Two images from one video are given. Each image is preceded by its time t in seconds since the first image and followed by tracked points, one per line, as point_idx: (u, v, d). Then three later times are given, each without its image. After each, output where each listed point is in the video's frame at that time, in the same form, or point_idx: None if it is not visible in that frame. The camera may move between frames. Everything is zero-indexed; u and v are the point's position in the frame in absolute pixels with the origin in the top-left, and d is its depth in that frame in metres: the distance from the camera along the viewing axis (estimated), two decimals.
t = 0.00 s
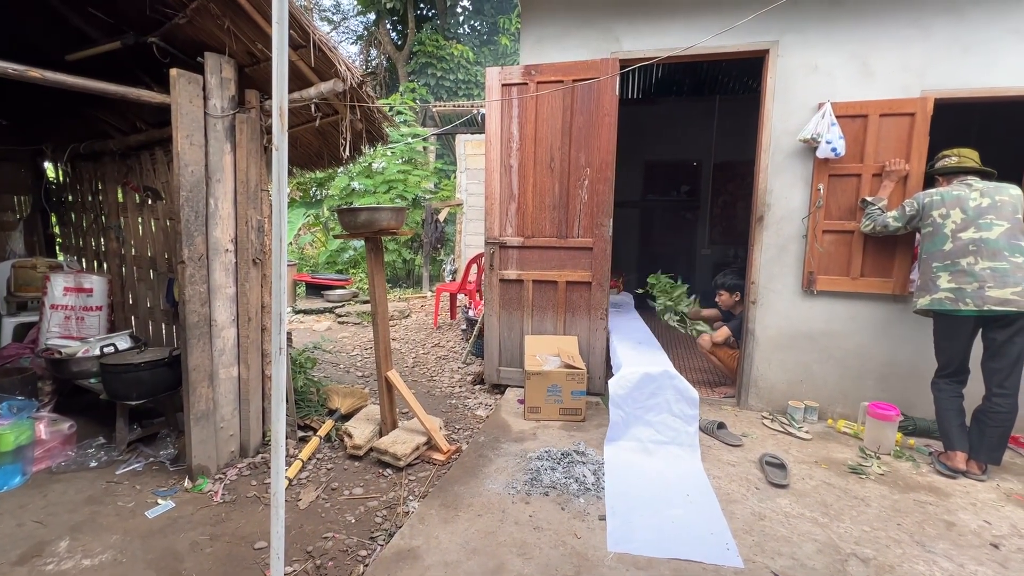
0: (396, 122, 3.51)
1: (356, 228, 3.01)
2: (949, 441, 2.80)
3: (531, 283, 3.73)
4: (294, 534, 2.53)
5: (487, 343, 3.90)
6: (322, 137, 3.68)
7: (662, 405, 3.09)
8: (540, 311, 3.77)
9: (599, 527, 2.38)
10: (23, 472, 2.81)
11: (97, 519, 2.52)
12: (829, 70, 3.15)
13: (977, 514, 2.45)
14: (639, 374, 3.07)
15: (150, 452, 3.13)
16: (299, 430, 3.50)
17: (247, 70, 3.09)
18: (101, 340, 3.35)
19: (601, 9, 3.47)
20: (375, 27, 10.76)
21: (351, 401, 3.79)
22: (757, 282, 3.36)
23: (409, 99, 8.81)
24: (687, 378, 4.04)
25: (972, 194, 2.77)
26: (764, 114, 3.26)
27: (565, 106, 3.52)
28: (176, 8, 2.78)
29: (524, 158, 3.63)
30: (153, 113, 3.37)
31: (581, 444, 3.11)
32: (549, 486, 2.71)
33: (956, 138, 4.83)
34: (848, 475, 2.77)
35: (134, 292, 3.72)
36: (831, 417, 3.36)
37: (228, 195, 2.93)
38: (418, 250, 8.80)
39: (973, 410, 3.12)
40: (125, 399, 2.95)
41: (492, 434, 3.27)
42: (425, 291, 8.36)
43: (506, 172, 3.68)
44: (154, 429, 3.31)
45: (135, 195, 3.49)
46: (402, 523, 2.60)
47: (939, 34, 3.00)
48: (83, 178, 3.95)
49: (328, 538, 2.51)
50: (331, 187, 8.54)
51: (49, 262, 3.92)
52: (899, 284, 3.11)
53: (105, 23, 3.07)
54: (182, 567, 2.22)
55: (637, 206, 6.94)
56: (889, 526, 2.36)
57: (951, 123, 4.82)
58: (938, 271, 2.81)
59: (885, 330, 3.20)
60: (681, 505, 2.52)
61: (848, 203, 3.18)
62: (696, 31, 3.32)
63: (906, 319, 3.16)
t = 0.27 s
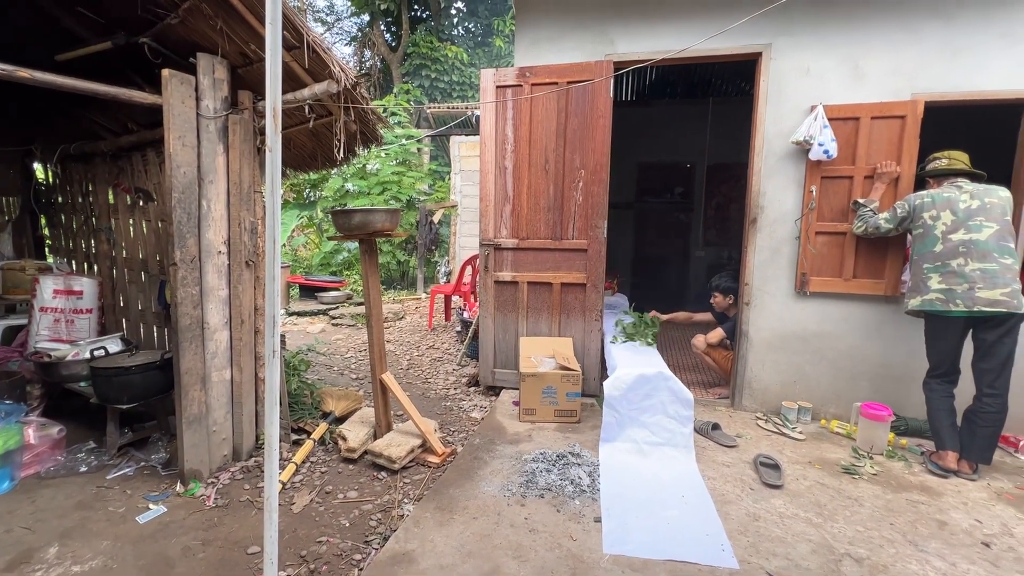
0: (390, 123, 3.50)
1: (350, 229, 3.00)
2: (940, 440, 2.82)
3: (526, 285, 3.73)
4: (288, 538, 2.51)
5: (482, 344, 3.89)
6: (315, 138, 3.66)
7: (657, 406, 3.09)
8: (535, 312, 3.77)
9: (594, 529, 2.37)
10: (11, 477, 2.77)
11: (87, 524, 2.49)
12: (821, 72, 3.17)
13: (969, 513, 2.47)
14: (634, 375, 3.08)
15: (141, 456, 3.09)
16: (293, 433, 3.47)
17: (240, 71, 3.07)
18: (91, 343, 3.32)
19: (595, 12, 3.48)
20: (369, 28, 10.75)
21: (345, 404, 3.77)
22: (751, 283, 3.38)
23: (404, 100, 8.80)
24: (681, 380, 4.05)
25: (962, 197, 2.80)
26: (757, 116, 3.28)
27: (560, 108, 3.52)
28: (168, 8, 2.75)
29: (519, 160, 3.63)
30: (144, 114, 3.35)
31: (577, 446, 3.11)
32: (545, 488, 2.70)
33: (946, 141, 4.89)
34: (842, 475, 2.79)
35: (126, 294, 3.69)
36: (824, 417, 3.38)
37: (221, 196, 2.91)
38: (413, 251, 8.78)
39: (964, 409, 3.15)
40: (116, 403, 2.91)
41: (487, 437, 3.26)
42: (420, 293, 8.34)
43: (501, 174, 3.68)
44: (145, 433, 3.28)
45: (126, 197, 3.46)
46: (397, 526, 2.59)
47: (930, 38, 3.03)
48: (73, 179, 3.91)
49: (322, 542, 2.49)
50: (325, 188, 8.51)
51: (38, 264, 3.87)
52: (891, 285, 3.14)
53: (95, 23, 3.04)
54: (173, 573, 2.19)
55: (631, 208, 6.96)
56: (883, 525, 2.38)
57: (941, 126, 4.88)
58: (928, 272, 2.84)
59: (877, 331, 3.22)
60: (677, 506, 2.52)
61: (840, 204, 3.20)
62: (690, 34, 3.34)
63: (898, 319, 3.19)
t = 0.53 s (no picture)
0: (380, 125, 3.49)
1: (340, 231, 2.98)
2: (925, 439, 2.86)
3: (517, 287, 3.73)
4: (277, 544, 2.48)
5: (474, 347, 3.89)
6: (305, 140, 3.64)
7: (648, 407, 3.10)
8: (527, 315, 3.77)
9: (586, 531, 2.37)
10: None
11: (71, 533, 2.44)
12: (807, 76, 3.21)
13: (954, 510, 2.50)
14: (626, 376, 3.09)
15: (127, 462, 3.04)
16: (282, 438, 3.44)
17: (228, 72, 3.04)
18: (75, 348, 3.26)
19: (585, 15, 3.49)
20: (358, 30, 10.70)
21: (335, 407, 3.74)
22: (740, 284, 3.41)
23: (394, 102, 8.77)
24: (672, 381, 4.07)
25: (945, 199, 2.85)
26: (745, 120, 3.31)
27: (550, 110, 3.53)
28: (154, 8, 2.72)
29: (510, 162, 3.64)
30: (130, 115, 3.31)
31: (568, 448, 3.11)
32: (537, 490, 2.70)
33: (929, 144, 4.97)
34: (830, 474, 2.82)
35: (110, 298, 3.63)
36: (813, 417, 3.42)
37: (208, 198, 2.88)
38: (403, 254, 8.74)
39: (949, 408, 3.20)
40: (100, 409, 2.86)
41: (479, 439, 3.25)
42: (410, 295, 8.30)
43: (492, 176, 3.68)
44: (131, 439, 3.23)
45: (111, 199, 3.41)
46: (388, 530, 2.57)
47: (913, 43, 3.08)
48: (56, 181, 3.85)
49: (312, 547, 2.46)
50: (314, 191, 8.44)
51: (19, 268, 3.80)
52: (877, 286, 3.18)
53: (78, 22, 3.02)
54: None
55: (621, 210, 6.99)
56: (870, 523, 2.40)
57: (924, 129, 4.96)
58: (913, 273, 2.88)
59: (864, 331, 3.27)
60: (668, 507, 2.53)
61: (827, 207, 3.24)
62: (679, 38, 3.37)
63: (884, 320, 3.23)
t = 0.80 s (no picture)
0: (370, 127, 3.47)
1: (329, 233, 2.96)
2: (911, 437, 2.91)
3: (508, 288, 3.73)
4: (266, 550, 2.45)
5: (465, 349, 3.88)
6: (293, 141, 3.61)
7: (639, 408, 3.12)
8: (518, 316, 3.77)
9: (578, 532, 2.38)
10: None
11: (54, 541, 2.39)
12: (794, 80, 3.25)
13: (939, 507, 2.54)
14: (616, 377, 3.10)
15: (111, 468, 2.99)
16: (271, 442, 3.40)
17: (216, 72, 3.01)
18: (57, 352, 3.20)
19: (575, 18, 3.51)
20: (348, 31, 10.65)
21: (325, 411, 3.71)
22: (729, 285, 3.44)
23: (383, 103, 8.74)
24: (662, 381, 4.09)
25: (928, 201, 2.89)
26: (733, 122, 3.34)
27: (541, 112, 3.54)
28: (139, 7, 2.69)
29: (500, 164, 3.64)
30: (114, 115, 3.26)
31: (560, 449, 3.12)
32: (528, 492, 2.70)
33: (913, 147, 5.05)
34: (818, 473, 2.85)
35: (94, 301, 3.56)
36: (800, 416, 3.45)
37: (195, 200, 2.85)
38: (394, 256, 8.70)
39: (933, 406, 3.25)
40: (84, 414, 2.81)
41: (470, 441, 3.25)
42: (401, 297, 8.26)
43: (482, 177, 3.67)
44: (116, 445, 3.17)
45: (95, 200, 3.35)
46: (379, 534, 2.55)
47: (896, 47, 3.14)
48: (38, 182, 3.78)
49: (302, 552, 2.44)
50: (303, 192, 8.37)
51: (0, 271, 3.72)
52: (862, 286, 3.23)
53: (62, 21, 2.95)
54: None
55: (611, 212, 7.02)
56: (858, 521, 2.43)
57: (907, 132, 5.04)
58: (897, 274, 2.93)
59: (850, 331, 3.31)
60: (659, 507, 2.54)
61: (813, 208, 3.28)
62: (667, 41, 3.40)
63: (870, 320, 3.28)
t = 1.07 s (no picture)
0: (354, 129, 3.45)
1: (313, 236, 2.94)
2: (889, 434, 2.97)
3: (494, 290, 3.73)
4: (249, 557, 2.42)
5: (451, 352, 3.87)
6: (276, 142, 3.57)
7: (625, 409, 3.14)
8: (504, 318, 3.77)
9: (565, 533, 2.38)
10: None
11: (27, 553, 2.33)
12: (774, 84, 3.32)
13: (916, 502, 2.61)
14: (602, 378, 3.12)
15: (88, 477, 2.91)
16: (254, 448, 3.35)
17: (196, 73, 2.97)
18: (31, 358, 3.11)
19: (559, 22, 3.53)
20: (332, 33, 10.57)
21: (309, 415, 3.67)
22: (712, 286, 3.49)
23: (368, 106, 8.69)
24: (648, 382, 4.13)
25: (903, 203, 2.97)
26: (715, 126, 3.40)
27: (526, 115, 3.55)
28: (115, 5, 2.63)
29: (486, 166, 3.64)
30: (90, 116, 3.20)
31: (546, 451, 3.12)
32: (515, 494, 2.70)
33: (889, 150, 5.17)
34: (800, 470, 2.90)
35: (70, 306, 3.48)
36: (783, 415, 3.51)
37: (174, 203, 2.80)
38: (379, 258, 8.64)
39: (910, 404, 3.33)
40: (58, 422, 2.74)
41: (456, 445, 3.24)
42: (386, 300, 8.20)
43: (468, 180, 3.67)
44: (92, 453, 3.09)
45: (70, 203, 3.27)
46: (364, 539, 2.52)
47: (871, 53, 3.22)
48: (11, 184, 3.68)
49: (286, 559, 2.40)
50: (286, 195, 8.25)
51: None
52: (841, 287, 3.30)
53: (36, 19, 2.87)
54: None
55: (596, 214, 7.06)
56: (838, 517, 2.48)
57: (883, 136, 5.17)
58: (874, 274, 2.99)
59: (830, 331, 3.38)
60: (645, 508, 2.56)
61: (793, 211, 3.34)
62: (650, 46, 3.44)
63: (849, 320, 3.35)
